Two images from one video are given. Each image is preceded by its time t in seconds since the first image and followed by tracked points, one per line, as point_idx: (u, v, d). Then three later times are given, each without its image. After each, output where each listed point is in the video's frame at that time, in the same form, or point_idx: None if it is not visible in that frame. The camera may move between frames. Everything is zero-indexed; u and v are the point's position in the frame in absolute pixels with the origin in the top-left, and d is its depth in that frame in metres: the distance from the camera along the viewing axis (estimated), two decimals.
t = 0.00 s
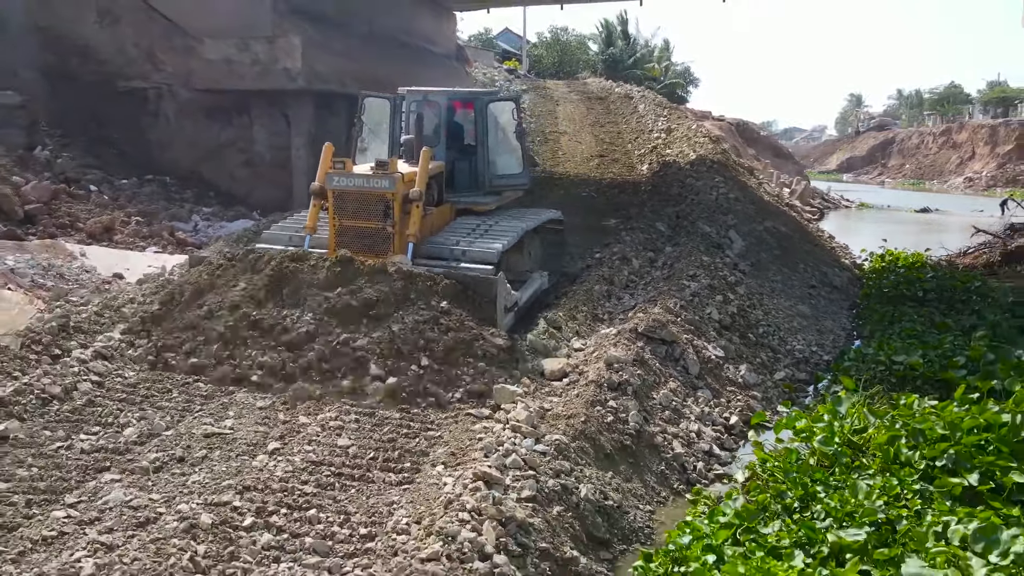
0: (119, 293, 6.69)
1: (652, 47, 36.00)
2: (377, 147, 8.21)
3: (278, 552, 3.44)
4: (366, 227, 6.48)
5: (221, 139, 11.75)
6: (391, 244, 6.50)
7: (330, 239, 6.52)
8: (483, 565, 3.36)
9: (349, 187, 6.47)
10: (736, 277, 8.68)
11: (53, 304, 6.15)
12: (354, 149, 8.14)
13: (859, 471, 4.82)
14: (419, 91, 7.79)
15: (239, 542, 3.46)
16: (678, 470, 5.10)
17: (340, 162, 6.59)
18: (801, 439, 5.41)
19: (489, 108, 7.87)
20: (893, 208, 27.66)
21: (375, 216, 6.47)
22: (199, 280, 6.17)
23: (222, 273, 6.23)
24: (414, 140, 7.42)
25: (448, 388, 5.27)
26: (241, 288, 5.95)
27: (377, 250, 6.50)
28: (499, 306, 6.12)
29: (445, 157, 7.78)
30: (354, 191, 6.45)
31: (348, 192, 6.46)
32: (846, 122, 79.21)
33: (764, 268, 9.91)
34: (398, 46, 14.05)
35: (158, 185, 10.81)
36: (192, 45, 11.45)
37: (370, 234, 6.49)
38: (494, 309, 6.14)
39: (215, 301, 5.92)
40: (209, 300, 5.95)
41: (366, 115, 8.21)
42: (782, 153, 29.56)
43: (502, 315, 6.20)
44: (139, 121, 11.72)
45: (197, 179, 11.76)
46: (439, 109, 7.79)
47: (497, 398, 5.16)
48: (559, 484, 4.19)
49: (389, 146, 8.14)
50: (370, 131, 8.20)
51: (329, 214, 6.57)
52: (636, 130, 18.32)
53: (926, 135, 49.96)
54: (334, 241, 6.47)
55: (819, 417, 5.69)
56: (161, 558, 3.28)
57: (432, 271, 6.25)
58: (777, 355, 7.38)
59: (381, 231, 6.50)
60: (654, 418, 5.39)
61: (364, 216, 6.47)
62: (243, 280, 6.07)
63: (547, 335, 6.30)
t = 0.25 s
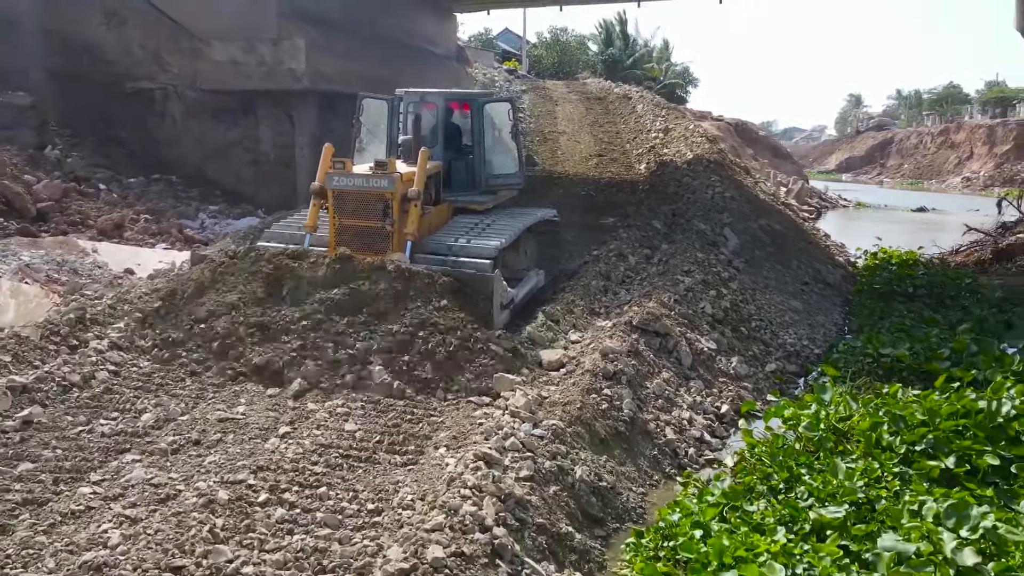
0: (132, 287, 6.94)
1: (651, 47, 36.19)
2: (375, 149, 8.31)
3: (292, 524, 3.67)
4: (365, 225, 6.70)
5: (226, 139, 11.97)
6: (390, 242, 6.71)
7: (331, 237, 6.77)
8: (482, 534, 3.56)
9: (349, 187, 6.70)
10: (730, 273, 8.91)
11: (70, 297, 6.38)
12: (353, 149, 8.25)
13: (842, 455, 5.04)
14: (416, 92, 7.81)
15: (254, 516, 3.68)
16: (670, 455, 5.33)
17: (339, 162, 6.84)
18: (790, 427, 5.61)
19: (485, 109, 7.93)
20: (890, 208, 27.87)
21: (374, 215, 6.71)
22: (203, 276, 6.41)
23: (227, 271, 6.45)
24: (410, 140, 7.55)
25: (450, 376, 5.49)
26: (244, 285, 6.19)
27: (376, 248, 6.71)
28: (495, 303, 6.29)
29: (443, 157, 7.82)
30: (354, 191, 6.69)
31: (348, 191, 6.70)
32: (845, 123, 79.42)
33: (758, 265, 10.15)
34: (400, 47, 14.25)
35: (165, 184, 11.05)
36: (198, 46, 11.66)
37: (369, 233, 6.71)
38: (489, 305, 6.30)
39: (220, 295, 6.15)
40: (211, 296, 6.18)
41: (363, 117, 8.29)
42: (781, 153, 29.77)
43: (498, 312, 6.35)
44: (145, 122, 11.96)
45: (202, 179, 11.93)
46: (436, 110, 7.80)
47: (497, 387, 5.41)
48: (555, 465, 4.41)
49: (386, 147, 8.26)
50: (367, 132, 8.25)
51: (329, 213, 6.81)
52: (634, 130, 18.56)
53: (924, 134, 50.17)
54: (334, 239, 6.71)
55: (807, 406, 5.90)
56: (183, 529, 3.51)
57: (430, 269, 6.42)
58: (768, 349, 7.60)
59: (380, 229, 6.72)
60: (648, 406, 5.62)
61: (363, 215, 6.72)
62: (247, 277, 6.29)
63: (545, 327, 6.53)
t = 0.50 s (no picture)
0: (142, 281, 7.19)
1: (651, 47, 36.36)
2: (373, 149, 8.57)
3: (301, 501, 3.90)
4: (367, 224, 6.97)
5: (231, 140, 12.24)
6: (391, 240, 6.97)
7: (334, 236, 7.07)
8: (480, 508, 3.76)
9: (351, 187, 6.95)
10: (722, 269, 9.14)
11: (83, 291, 6.62)
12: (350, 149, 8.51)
13: (824, 441, 5.27)
14: (414, 93, 7.92)
15: (266, 493, 3.92)
16: (660, 441, 5.58)
17: (342, 163, 7.07)
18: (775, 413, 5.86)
19: (482, 111, 8.14)
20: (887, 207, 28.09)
21: (376, 214, 6.97)
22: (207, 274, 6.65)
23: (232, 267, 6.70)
24: (410, 141, 7.81)
25: (451, 365, 5.73)
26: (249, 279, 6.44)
27: (377, 246, 6.98)
28: (492, 298, 6.47)
29: (440, 157, 8.02)
30: (355, 191, 6.93)
31: (350, 191, 6.95)
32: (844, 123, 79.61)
33: (751, 262, 10.39)
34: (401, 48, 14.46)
35: (170, 183, 11.30)
36: (203, 48, 11.89)
37: (371, 231, 6.97)
38: (487, 301, 6.48)
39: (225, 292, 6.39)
40: (215, 293, 6.42)
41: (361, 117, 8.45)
42: (779, 153, 29.98)
43: (495, 309, 6.52)
44: (151, 122, 12.20)
45: (207, 179, 12.20)
46: (434, 112, 7.98)
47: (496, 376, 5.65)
48: (549, 447, 4.66)
49: (383, 148, 8.49)
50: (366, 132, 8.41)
51: (332, 212, 7.08)
52: (632, 131, 18.81)
53: (922, 135, 50.37)
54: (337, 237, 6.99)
55: (792, 395, 6.15)
56: (200, 504, 3.74)
57: (429, 267, 6.61)
58: (758, 343, 7.83)
59: (381, 228, 6.98)
60: (640, 395, 5.86)
61: (365, 214, 6.97)
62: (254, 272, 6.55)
63: (541, 321, 6.78)
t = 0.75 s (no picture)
0: (154, 277, 7.44)
1: (650, 48, 36.61)
2: (372, 153, 8.51)
3: (312, 481, 4.14)
4: (365, 224, 7.02)
5: (236, 140, 12.47)
6: (389, 240, 7.03)
7: (333, 235, 7.09)
8: (480, 489, 4.00)
9: (350, 188, 7.03)
10: (716, 267, 9.39)
11: (97, 287, 6.84)
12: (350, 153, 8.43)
13: (810, 429, 5.51)
14: (411, 96, 8.19)
15: (279, 474, 4.16)
16: (653, 429, 5.82)
17: (341, 163, 7.13)
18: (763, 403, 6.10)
19: (478, 113, 8.32)
20: (884, 207, 28.32)
21: (375, 214, 7.02)
22: (211, 272, 6.76)
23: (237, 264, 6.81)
24: (407, 143, 8.00)
25: (453, 355, 5.97)
26: (251, 278, 6.52)
27: (375, 246, 7.03)
28: (490, 297, 6.55)
29: (437, 159, 8.21)
30: (354, 192, 7.01)
31: (349, 192, 7.03)
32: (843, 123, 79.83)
33: (745, 260, 10.64)
34: (402, 50, 14.70)
35: (177, 182, 11.53)
36: (209, 51, 12.14)
37: (369, 231, 7.02)
38: (485, 300, 6.55)
39: (229, 292, 6.50)
40: (218, 292, 6.52)
41: (361, 121, 8.53)
42: (777, 153, 30.22)
43: (491, 307, 6.57)
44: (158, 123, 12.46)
45: (211, 179, 12.43)
46: (431, 114, 8.21)
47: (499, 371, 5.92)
48: (545, 433, 4.90)
49: (383, 151, 8.43)
50: (364, 136, 8.53)
51: (331, 212, 7.14)
52: (630, 131, 19.06)
53: (921, 135, 50.62)
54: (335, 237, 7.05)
55: (780, 386, 6.39)
56: (218, 483, 3.98)
57: (428, 266, 6.66)
58: (750, 338, 8.07)
59: (379, 228, 7.04)
60: (634, 386, 6.11)
61: (364, 214, 7.02)
62: (257, 270, 6.64)
63: (540, 315, 7.04)
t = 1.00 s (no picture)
0: (163, 273, 7.66)
1: (649, 48, 36.81)
2: (370, 154, 8.75)
3: (323, 467, 4.34)
4: (364, 224, 7.11)
5: (241, 141, 12.72)
6: (387, 240, 7.12)
7: (331, 235, 7.18)
8: (482, 473, 4.21)
9: (349, 188, 7.13)
10: (711, 265, 9.59)
11: (109, 284, 7.04)
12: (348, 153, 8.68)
13: (799, 419, 5.71)
14: (409, 98, 8.33)
15: (290, 460, 4.37)
16: (648, 420, 6.03)
17: (339, 165, 7.21)
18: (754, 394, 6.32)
19: (475, 115, 8.41)
20: (882, 207, 28.52)
21: (372, 214, 7.11)
22: (213, 271, 6.85)
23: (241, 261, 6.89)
24: (406, 144, 8.17)
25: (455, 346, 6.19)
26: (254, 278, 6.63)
27: (373, 246, 7.12)
28: (488, 296, 6.70)
29: (434, 160, 8.32)
30: (353, 192, 7.12)
31: (348, 192, 7.12)
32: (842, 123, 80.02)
33: (740, 258, 10.86)
34: (404, 52, 14.90)
35: (183, 182, 11.75)
36: (213, 53, 12.35)
37: (367, 231, 7.11)
38: (483, 300, 6.68)
39: (231, 291, 6.59)
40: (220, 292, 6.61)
41: (361, 122, 8.80)
42: (776, 153, 30.43)
43: (490, 306, 6.71)
44: (164, 124, 12.67)
45: (217, 178, 12.67)
46: (428, 116, 8.35)
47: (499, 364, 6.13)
48: (544, 423, 5.10)
49: (381, 152, 8.69)
50: (364, 138, 8.82)
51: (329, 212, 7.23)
52: (629, 131, 19.28)
53: (920, 135, 50.81)
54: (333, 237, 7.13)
55: (772, 379, 6.61)
56: (233, 467, 4.20)
57: (426, 266, 6.80)
58: (744, 333, 8.27)
59: (377, 228, 7.14)
60: (630, 379, 6.32)
61: (362, 214, 7.12)
62: (261, 269, 6.75)
63: (539, 310, 7.29)
